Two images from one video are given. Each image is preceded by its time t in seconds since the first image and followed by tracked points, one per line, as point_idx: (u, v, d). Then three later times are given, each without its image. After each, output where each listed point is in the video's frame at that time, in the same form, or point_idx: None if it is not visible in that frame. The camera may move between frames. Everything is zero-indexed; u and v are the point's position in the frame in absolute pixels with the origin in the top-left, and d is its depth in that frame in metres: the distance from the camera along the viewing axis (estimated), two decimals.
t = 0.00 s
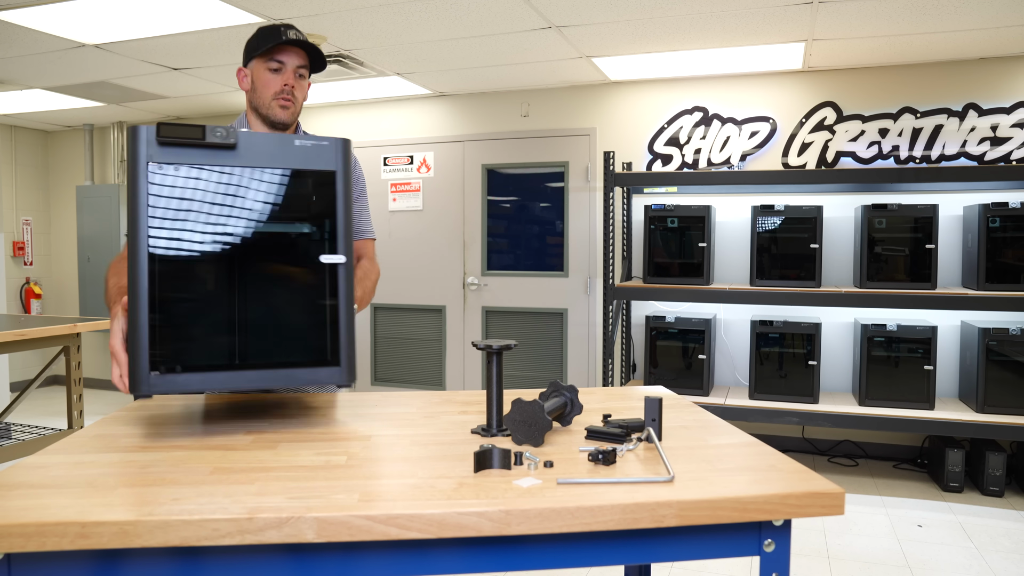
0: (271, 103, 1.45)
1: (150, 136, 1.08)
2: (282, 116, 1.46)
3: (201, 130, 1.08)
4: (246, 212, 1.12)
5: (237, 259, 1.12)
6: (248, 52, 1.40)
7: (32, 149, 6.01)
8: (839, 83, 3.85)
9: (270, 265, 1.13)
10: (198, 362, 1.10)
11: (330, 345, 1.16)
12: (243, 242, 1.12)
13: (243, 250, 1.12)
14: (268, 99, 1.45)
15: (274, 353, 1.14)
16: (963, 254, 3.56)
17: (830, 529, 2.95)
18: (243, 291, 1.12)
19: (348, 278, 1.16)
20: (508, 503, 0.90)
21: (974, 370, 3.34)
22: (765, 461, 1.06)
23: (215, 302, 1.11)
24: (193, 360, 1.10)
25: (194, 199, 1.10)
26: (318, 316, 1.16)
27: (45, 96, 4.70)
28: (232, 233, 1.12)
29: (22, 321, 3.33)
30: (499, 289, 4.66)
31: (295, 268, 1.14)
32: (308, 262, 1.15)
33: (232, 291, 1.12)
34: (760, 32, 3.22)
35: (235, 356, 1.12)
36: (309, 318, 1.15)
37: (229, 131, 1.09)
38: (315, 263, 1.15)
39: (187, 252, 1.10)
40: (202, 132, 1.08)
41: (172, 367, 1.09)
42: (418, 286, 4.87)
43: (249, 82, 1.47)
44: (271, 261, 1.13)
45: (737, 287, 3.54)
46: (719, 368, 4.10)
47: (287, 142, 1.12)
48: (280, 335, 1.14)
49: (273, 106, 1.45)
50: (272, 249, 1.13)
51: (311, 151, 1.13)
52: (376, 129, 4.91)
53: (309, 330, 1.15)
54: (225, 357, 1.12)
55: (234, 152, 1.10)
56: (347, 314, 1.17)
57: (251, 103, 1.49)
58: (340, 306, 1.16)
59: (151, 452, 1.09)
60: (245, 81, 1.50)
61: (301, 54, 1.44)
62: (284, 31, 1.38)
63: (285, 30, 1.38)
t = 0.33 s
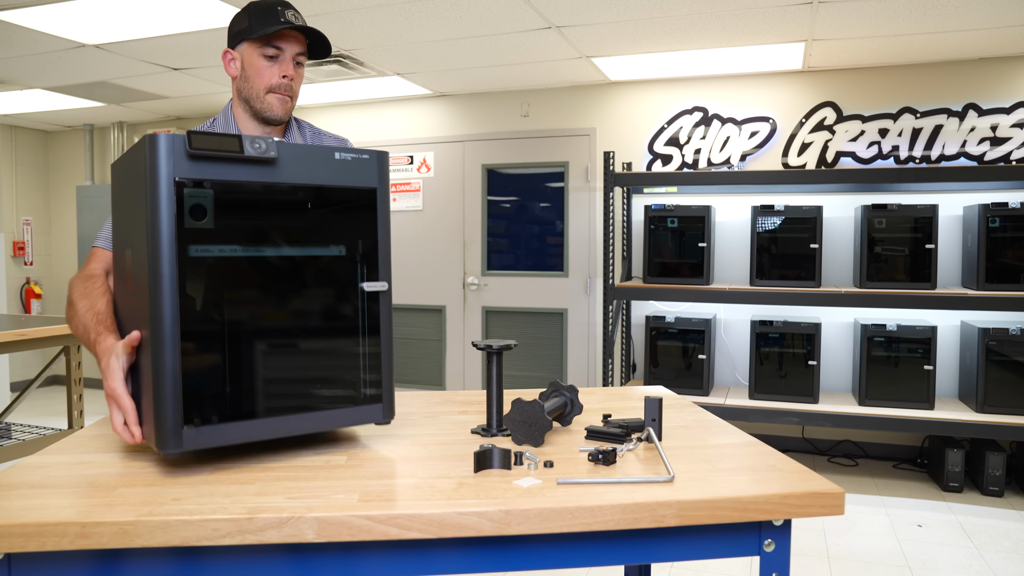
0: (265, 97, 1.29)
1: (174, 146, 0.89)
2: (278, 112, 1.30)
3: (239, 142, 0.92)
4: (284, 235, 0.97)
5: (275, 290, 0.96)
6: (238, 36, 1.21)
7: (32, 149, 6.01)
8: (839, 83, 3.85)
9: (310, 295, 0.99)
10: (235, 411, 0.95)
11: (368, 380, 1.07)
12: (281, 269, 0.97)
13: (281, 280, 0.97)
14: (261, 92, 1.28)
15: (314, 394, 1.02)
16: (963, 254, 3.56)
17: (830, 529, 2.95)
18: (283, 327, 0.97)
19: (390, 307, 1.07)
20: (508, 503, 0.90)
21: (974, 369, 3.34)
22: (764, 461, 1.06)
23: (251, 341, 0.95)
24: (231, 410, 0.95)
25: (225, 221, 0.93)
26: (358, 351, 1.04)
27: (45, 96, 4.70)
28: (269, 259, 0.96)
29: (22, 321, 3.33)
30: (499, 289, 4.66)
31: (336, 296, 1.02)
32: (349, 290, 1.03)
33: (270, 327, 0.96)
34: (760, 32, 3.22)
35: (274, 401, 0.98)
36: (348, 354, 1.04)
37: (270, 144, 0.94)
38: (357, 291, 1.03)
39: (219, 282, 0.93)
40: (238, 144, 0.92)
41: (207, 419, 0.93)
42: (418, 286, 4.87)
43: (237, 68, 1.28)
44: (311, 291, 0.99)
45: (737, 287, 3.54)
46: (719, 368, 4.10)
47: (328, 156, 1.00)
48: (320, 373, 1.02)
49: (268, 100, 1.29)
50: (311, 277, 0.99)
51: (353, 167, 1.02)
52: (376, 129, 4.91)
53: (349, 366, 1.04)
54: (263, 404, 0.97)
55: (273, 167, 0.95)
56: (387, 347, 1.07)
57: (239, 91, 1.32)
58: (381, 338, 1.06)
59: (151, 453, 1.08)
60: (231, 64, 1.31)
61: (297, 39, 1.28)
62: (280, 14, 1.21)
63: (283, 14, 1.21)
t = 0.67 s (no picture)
0: (265, 103, 1.26)
1: (176, 168, 0.87)
2: (279, 118, 1.28)
3: (245, 164, 0.90)
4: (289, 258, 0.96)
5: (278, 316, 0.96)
6: (236, 38, 1.20)
7: (32, 149, 6.01)
8: (839, 83, 3.85)
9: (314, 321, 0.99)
10: (238, 441, 0.95)
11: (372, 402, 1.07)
12: (285, 294, 0.96)
13: (286, 304, 0.96)
14: (261, 98, 1.26)
15: (318, 420, 1.01)
16: (963, 254, 3.56)
17: (830, 529, 2.95)
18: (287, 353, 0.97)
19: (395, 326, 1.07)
20: (508, 503, 0.90)
21: (973, 369, 3.34)
22: (765, 461, 1.06)
23: (254, 367, 0.94)
24: (234, 438, 0.94)
25: (228, 246, 0.92)
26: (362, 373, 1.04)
27: (45, 96, 4.70)
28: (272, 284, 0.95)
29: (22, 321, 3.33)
30: (499, 289, 4.66)
31: (341, 320, 1.02)
32: (355, 313, 1.03)
33: (274, 354, 0.96)
34: (760, 32, 3.22)
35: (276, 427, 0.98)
36: (353, 377, 1.04)
37: (276, 164, 0.93)
38: (362, 313, 1.04)
39: (222, 307, 0.92)
40: (244, 164, 0.90)
41: (210, 450, 0.93)
42: (418, 286, 4.87)
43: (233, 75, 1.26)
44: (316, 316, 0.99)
45: (737, 287, 3.54)
46: (719, 368, 4.10)
47: (335, 174, 0.99)
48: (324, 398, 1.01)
49: (267, 106, 1.27)
50: (316, 300, 0.99)
51: (361, 184, 1.02)
52: (376, 129, 4.92)
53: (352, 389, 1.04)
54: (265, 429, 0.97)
55: (279, 188, 0.94)
56: (392, 368, 1.07)
57: (234, 99, 1.29)
58: (386, 359, 1.06)
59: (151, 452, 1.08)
60: (223, 70, 1.29)
61: (296, 45, 1.28)
62: (279, 15, 1.22)
63: (282, 16, 1.22)
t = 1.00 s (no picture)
0: (266, 105, 1.26)
1: (183, 168, 0.87)
2: (280, 120, 1.28)
3: (252, 165, 0.91)
4: (267, 258, 0.93)
5: (255, 317, 0.93)
6: (236, 40, 1.20)
7: (32, 149, 6.00)
8: (840, 83, 3.85)
9: (293, 321, 0.96)
10: (240, 442, 0.94)
11: (376, 405, 1.06)
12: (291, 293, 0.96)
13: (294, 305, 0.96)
14: (261, 101, 1.26)
15: (318, 421, 1.00)
16: (963, 254, 3.56)
17: (830, 529, 2.96)
18: (266, 355, 0.94)
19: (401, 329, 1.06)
20: (508, 503, 0.90)
21: (973, 369, 3.34)
22: (765, 461, 1.06)
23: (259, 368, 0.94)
24: (240, 440, 0.94)
25: (228, 245, 0.91)
26: (347, 374, 1.01)
27: (45, 96, 4.70)
28: (251, 285, 0.93)
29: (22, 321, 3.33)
30: (499, 289, 4.66)
31: (320, 320, 0.99)
32: (339, 311, 1.00)
33: (250, 356, 0.93)
34: (760, 32, 3.22)
35: (275, 429, 0.97)
36: (358, 380, 1.03)
37: (282, 164, 0.93)
38: (368, 312, 1.03)
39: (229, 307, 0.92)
40: (251, 164, 0.91)
41: (217, 451, 0.93)
42: (418, 286, 4.88)
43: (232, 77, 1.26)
44: (295, 317, 0.96)
45: (737, 287, 3.54)
46: (718, 368, 4.10)
47: (340, 175, 0.99)
48: (324, 400, 1.00)
49: (268, 108, 1.27)
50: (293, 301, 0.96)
51: (366, 185, 1.01)
52: (376, 129, 4.92)
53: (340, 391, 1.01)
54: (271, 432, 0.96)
55: (286, 188, 0.94)
56: (398, 369, 1.06)
57: (233, 102, 1.29)
58: (391, 361, 1.05)
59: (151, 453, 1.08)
60: (222, 73, 1.29)
61: (295, 47, 1.28)
62: (279, 18, 1.23)
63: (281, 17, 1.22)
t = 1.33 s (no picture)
0: (275, 102, 1.26)
1: (187, 169, 0.87)
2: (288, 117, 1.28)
3: (257, 165, 0.91)
4: (262, 239, 0.93)
5: (250, 299, 0.93)
6: (247, 37, 1.20)
7: (32, 149, 6.01)
8: (840, 83, 3.85)
9: (287, 304, 0.96)
10: (240, 439, 0.94)
11: (376, 401, 1.06)
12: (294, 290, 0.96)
13: (298, 305, 0.97)
14: (270, 98, 1.26)
15: (317, 415, 1.00)
16: (963, 254, 3.56)
17: (830, 529, 2.96)
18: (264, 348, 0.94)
19: (403, 330, 1.06)
20: (508, 503, 0.90)
21: (973, 369, 3.34)
22: (765, 461, 1.06)
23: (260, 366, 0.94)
24: (241, 439, 0.94)
25: (228, 240, 0.91)
26: (341, 360, 1.01)
27: (45, 96, 4.70)
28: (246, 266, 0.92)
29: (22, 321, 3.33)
30: (499, 289, 4.66)
31: (314, 303, 0.98)
32: (333, 294, 1.00)
33: (246, 338, 0.93)
34: (761, 32, 3.22)
35: (272, 423, 0.96)
36: (358, 373, 1.03)
37: (287, 165, 0.93)
38: (368, 297, 1.04)
39: (230, 307, 0.92)
40: (256, 165, 0.91)
41: (218, 451, 0.93)
42: (418, 286, 4.88)
43: (242, 73, 1.25)
44: (289, 299, 0.96)
45: (737, 287, 3.54)
46: (718, 369, 4.10)
47: (345, 176, 0.99)
48: (323, 394, 1.00)
49: (277, 105, 1.27)
50: (288, 283, 0.96)
51: (369, 185, 1.01)
52: (376, 129, 4.92)
53: (336, 379, 1.01)
54: (273, 431, 0.97)
55: (291, 188, 0.94)
56: (398, 368, 1.07)
57: (242, 97, 1.29)
58: (390, 354, 1.05)
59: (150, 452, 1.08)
60: (232, 68, 1.28)
61: (304, 46, 1.28)
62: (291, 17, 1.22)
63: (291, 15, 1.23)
